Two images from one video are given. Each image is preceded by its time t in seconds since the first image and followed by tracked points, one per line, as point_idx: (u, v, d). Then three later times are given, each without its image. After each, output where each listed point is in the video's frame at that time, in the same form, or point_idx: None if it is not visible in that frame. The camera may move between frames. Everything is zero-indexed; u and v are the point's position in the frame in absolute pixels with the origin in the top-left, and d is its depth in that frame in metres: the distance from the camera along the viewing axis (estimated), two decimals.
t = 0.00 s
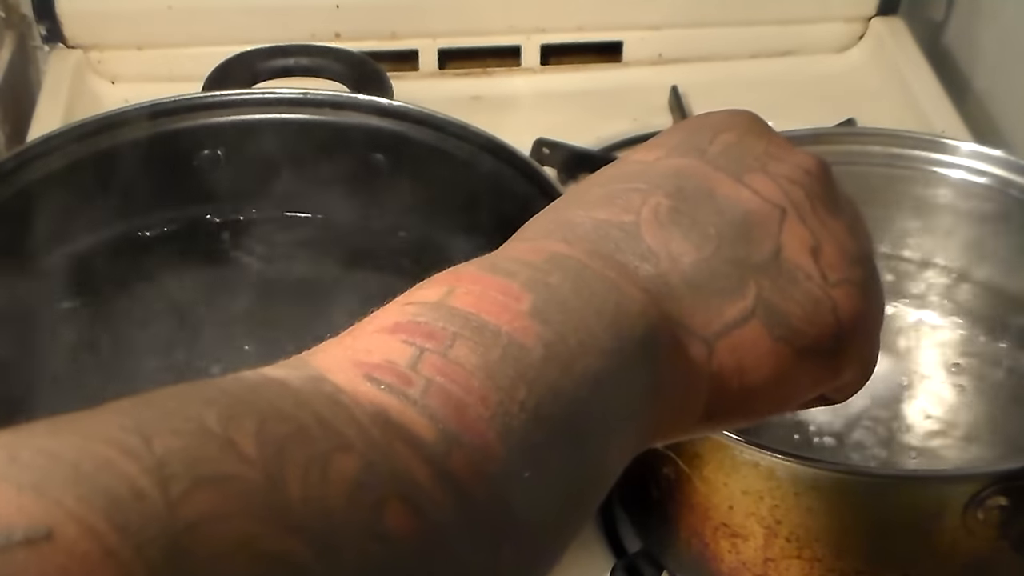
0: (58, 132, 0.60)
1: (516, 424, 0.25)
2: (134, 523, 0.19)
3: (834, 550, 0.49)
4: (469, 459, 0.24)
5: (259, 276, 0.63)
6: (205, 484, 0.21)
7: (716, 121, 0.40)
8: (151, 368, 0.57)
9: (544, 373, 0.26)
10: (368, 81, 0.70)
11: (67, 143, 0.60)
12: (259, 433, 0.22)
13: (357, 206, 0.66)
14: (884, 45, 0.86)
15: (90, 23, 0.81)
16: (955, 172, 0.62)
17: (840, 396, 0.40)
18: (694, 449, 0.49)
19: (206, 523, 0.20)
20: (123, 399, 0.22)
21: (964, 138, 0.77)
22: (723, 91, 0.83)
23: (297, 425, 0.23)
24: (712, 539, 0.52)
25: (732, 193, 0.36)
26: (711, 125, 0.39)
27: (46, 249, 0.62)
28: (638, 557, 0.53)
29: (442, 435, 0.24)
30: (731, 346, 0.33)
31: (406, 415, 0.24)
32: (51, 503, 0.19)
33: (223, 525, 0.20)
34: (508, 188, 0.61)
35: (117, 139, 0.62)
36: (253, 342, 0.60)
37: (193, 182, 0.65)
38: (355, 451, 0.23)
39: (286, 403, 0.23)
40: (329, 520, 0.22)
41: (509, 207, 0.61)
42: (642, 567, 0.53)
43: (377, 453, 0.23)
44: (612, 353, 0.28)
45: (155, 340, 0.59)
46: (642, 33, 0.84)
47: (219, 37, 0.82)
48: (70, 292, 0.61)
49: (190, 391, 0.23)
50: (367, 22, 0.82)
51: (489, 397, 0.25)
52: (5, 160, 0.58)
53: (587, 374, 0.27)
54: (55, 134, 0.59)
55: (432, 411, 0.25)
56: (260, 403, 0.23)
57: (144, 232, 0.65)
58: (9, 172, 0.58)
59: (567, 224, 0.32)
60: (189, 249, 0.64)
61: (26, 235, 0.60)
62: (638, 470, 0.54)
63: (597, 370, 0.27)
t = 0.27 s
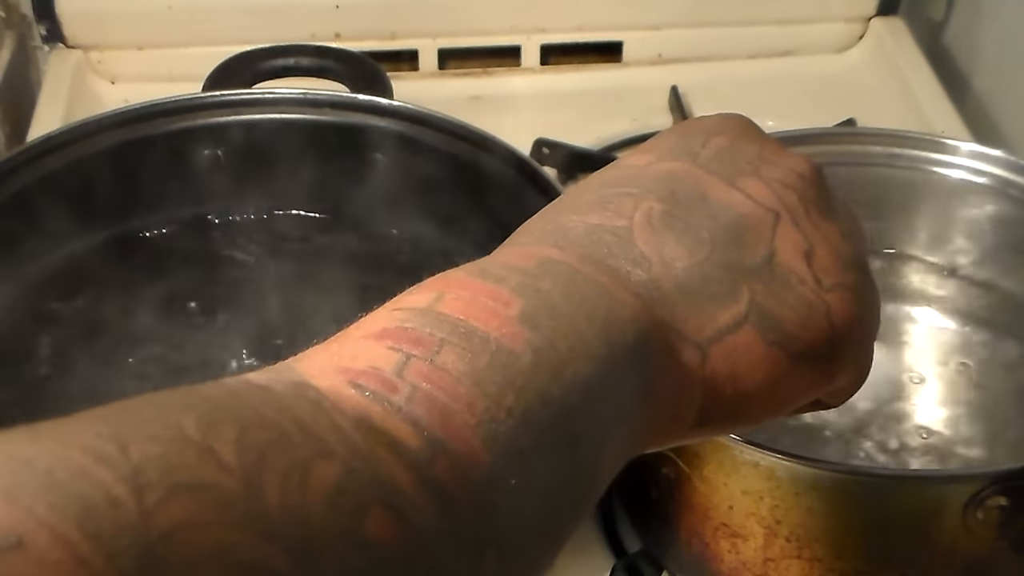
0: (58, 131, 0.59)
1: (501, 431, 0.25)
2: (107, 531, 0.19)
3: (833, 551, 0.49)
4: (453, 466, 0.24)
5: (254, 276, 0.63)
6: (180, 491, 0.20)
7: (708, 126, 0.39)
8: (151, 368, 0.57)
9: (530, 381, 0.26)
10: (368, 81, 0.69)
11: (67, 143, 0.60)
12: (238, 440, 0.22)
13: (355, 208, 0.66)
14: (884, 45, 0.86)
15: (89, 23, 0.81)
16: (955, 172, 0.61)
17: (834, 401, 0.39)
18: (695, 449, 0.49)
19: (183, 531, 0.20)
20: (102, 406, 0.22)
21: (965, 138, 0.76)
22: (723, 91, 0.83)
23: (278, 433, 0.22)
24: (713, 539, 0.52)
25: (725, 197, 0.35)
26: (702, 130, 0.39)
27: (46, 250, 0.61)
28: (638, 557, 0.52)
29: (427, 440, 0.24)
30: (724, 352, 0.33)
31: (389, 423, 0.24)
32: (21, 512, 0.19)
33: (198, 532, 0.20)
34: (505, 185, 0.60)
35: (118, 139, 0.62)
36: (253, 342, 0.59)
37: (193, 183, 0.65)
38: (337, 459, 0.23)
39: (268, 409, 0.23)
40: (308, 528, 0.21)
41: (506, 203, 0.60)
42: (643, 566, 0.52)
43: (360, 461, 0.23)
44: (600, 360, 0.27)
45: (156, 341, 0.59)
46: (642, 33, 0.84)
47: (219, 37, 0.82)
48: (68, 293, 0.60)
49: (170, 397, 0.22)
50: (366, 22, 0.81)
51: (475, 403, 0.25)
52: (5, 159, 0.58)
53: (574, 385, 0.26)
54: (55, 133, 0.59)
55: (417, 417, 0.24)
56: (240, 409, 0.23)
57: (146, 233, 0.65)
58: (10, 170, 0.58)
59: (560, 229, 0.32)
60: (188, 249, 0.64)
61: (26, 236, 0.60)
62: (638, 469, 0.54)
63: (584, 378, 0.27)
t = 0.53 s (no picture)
0: (57, 131, 0.59)
1: (490, 442, 0.25)
2: (83, 551, 0.19)
3: (834, 551, 0.48)
4: (440, 480, 0.24)
5: (251, 278, 0.63)
6: (160, 509, 0.20)
7: (704, 134, 0.39)
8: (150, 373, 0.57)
9: (520, 389, 0.26)
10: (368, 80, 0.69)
11: (66, 143, 0.60)
12: (221, 455, 0.22)
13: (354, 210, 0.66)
14: (884, 45, 0.86)
15: (89, 23, 0.80)
16: (955, 172, 0.61)
17: (834, 410, 0.39)
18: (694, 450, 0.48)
19: (162, 549, 0.20)
20: (84, 419, 0.22)
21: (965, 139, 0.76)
22: (724, 91, 0.82)
23: (262, 446, 0.22)
24: (713, 538, 0.51)
25: (722, 204, 0.35)
26: (700, 138, 0.39)
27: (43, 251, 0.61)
28: (638, 557, 0.52)
29: (418, 455, 0.24)
30: (721, 360, 0.33)
31: (375, 436, 0.24)
32: None
33: (178, 550, 0.20)
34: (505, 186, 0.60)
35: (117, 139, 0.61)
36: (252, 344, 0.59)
37: (192, 184, 0.65)
38: (321, 474, 0.22)
39: (252, 421, 0.23)
40: (290, 545, 0.21)
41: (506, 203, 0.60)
42: (643, 567, 0.51)
43: (346, 475, 0.23)
44: (593, 369, 0.27)
45: (155, 344, 0.58)
46: (643, 33, 0.84)
47: (217, 38, 0.81)
48: (65, 294, 0.60)
49: (154, 411, 0.22)
50: (366, 22, 0.81)
51: (464, 415, 0.25)
52: (4, 159, 0.57)
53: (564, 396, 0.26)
54: (55, 133, 0.59)
55: (404, 428, 0.24)
56: (224, 423, 0.22)
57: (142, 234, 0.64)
58: (8, 170, 0.57)
59: (556, 234, 0.32)
60: (185, 250, 0.64)
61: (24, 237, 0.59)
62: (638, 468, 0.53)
63: (578, 387, 0.26)
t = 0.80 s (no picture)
0: (57, 131, 0.59)
1: (485, 456, 0.24)
2: (68, 564, 0.19)
3: (834, 550, 0.48)
4: (435, 496, 0.24)
5: (251, 282, 0.62)
6: (146, 523, 0.20)
7: (711, 146, 0.39)
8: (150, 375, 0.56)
9: (519, 404, 0.25)
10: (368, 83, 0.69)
11: (66, 143, 0.59)
12: (210, 468, 0.21)
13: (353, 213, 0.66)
14: (884, 45, 0.85)
15: (88, 23, 0.80)
16: (955, 172, 0.61)
17: (838, 426, 0.39)
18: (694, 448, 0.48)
19: (148, 563, 0.19)
20: (74, 430, 0.22)
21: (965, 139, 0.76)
22: (724, 92, 0.82)
23: (253, 459, 0.22)
24: (713, 538, 0.51)
25: (726, 218, 0.35)
26: (707, 150, 0.38)
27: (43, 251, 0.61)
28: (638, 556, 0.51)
29: (414, 468, 0.24)
30: (723, 374, 0.33)
31: (370, 449, 0.23)
32: None
33: (166, 563, 0.20)
34: (505, 185, 0.59)
35: (117, 139, 0.61)
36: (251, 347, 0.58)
37: (192, 184, 0.65)
38: (313, 488, 0.22)
39: (244, 434, 0.22)
40: (280, 560, 0.21)
41: (506, 201, 0.60)
42: (642, 566, 0.51)
43: (338, 488, 0.22)
44: (594, 387, 0.27)
45: (155, 345, 0.58)
46: (643, 33, 0.83)
47: (217, 37, 0.81)
48: (65, 295, 0.60)
49: (144, 422, 0.22)
50: (366, 22, 0.81)
51: (461, 429, 0.25)
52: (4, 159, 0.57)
53: (563, 415, 0.26)
54: (55, 133, 0.59)
55: (400, 443, 0.24)
56: (215, 436, 0.22)
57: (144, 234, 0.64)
58: (9, 170, 0.57)
59: (558, 245, 0.32)
60: (184, 250, 0.63)
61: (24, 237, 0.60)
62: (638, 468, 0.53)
63: (577, 402, 0.26)
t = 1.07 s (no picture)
0: (57, 131, 0.58)
1: (489, 455, 0.24)
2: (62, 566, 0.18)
3: (835, 550, 0.48)
4: (439, 496, 0.23)
5: (251, 283, 0.62)
6: (142, 524, 0.20)
7: (713, 144, 0.38)
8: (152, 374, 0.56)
9: (524, 401, 0.25)
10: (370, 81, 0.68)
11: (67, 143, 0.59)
12: (208, 468, 0.21)
13: (354, 214, 0.66)
14: (883, 45, 0.85)
15: (88, 23, 0.80)
16: (955, 172, 0.60)
17: (846, 426, 0.38)
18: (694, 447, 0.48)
19: (143, 566, 0.19)
20: (70, 429, 0.22)
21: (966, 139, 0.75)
22: (725, 92, 0.82)
23: (253, 459, 0.22)
24: (713, 539, 0.50)
25: (732, 217, 0.34)
26: (710, 148, 0.38)
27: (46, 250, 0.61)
28: (638, 557, 0.51)
29: (418, 467, 0.23)
30: (731, 372, 0.32)
31: (372, 449, 0.23)
32: None
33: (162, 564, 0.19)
34: (504, 188, 0.58)
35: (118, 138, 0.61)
36: (253, 345, 0.58)
37: (193, 184, 0.64)
38: (314, 488, 0.22)
39: (243, 434, 0.22)
40: (279, 563, 0.21)
41: (505, 205, 0.59)
42: (643, 567, 0.51)
43: (339, 489, 0.22)
44: (600, 383, 0.27)
45: (158, 346, 0.58)
46: (643, 33, 0.83)
47: (216, 38, 0.81)
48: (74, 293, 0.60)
49: (142, 421, 0.22)
50: (366, 22, 0.80)
51: (465, 428, 0.24)
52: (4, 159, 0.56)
53: (570, 414, 0.26)
54: (56, 133, 0.58)
55: (402, 442, 0.24)
56: (213, 435, 0.22)
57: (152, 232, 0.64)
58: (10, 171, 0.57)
59: (563, 244, 0.31)
60: (191, 250, 0.64)
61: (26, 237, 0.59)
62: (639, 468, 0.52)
63: (583, 400, 0.26)
